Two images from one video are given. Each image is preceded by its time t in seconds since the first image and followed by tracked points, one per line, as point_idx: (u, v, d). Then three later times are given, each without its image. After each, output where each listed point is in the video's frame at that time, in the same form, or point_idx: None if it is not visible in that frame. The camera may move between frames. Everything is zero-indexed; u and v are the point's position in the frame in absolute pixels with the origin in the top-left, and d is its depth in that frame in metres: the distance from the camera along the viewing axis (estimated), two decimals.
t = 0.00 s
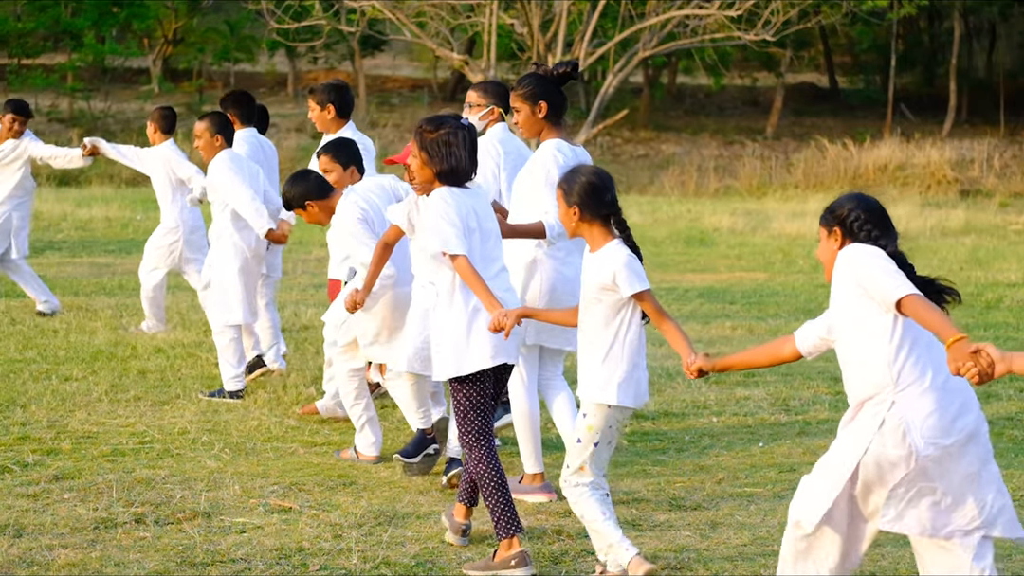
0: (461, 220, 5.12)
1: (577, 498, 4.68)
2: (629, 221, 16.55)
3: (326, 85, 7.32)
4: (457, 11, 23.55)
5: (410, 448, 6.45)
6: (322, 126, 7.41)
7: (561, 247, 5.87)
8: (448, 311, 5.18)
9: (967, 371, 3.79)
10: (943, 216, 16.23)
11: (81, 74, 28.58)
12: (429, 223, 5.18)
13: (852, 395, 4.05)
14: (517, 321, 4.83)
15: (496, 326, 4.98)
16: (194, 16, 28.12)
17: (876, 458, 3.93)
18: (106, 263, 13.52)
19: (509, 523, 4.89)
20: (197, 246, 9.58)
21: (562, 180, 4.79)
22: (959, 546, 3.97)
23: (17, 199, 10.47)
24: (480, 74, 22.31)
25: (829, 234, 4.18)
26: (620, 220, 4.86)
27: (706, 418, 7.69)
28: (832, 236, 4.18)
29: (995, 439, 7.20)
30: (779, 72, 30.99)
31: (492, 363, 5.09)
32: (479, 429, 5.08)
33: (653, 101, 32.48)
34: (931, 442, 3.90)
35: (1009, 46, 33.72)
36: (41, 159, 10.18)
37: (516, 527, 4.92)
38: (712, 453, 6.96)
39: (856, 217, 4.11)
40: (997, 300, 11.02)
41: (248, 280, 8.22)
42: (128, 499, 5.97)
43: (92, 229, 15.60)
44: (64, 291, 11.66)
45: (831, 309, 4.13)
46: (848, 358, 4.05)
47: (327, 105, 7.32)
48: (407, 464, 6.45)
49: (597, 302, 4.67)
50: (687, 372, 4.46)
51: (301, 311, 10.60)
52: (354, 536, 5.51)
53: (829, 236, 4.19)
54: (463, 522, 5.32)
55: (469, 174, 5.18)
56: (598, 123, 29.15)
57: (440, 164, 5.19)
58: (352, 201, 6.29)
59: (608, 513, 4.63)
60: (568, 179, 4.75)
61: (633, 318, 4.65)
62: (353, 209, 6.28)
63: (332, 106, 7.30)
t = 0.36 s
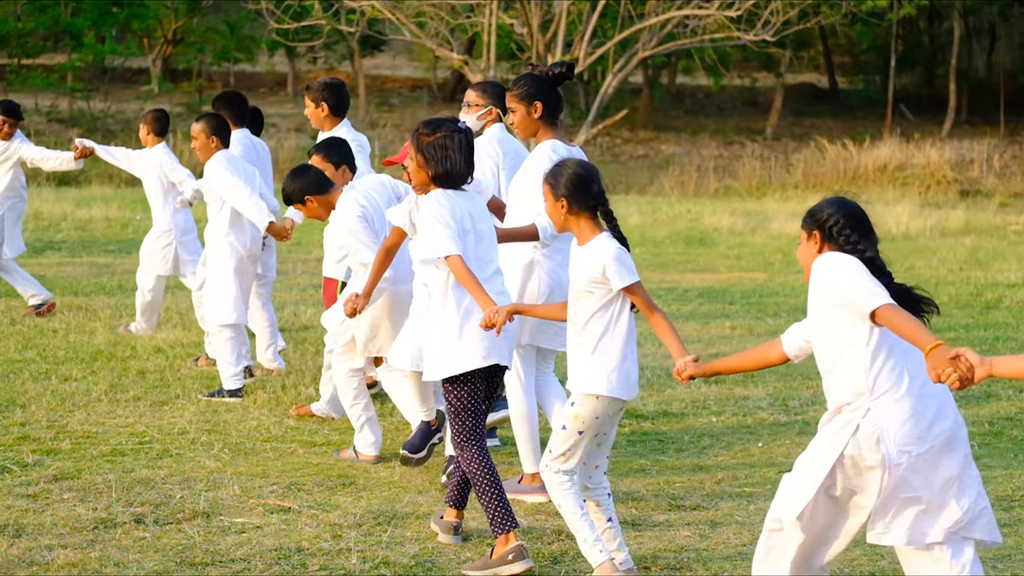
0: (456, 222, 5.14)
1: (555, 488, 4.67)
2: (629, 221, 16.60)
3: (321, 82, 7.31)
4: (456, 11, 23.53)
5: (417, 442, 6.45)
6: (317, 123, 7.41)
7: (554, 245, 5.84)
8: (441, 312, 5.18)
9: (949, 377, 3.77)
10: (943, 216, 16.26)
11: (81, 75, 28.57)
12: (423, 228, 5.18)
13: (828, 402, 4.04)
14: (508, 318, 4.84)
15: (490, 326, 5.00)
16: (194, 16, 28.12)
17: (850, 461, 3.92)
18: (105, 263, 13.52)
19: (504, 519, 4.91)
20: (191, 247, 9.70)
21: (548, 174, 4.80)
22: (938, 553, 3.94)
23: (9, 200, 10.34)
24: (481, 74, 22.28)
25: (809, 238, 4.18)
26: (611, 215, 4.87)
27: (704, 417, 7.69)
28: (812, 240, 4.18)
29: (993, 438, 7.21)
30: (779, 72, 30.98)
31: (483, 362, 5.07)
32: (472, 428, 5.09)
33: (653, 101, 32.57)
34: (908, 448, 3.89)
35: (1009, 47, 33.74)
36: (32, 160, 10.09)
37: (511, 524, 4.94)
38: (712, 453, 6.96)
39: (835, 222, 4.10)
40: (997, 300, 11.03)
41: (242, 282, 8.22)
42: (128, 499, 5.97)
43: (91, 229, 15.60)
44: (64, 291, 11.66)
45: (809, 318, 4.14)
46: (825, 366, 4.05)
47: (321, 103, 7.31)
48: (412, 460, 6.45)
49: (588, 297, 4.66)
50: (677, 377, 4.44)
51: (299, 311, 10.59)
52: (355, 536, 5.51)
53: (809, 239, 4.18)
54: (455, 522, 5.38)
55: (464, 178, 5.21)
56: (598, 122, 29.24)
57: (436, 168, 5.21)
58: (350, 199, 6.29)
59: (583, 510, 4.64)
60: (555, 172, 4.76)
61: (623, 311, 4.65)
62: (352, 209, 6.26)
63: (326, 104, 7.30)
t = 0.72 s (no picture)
0: (441, 223, 5.18)
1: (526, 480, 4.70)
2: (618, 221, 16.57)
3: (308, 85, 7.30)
4: (445, 11, 23.49)
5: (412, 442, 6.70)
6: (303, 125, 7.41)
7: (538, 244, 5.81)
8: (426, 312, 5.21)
9: (920, 374, 3.78)
10: (932, 216, 16.26)
11: (70, 74, 28.50)
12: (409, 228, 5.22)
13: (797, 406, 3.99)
14: (490, 313, 4.84)
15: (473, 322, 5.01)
16: (183, 16, 28.07)
17: (811, 462, 3.89)
18: (94, 263, 13.48)
19: (486, 511, 4.94)
20: (174, 249, 9.75)
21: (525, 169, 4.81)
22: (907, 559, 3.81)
23: None
24: (470, 74, 22.25)
25: (777, 238, 4.10)
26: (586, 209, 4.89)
27: (693, 417, 7.68)
28: (779, 240, 4.11)
29: (981, 438, 7.21)
30: (768, 72, 30.96)
31: (461, 365, 5.11)
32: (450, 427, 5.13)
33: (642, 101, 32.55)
34: (868, 451, 3.82)
35: (997, 48, 33.74)
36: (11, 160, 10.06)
37: (492, 515, 4.96)
38: (701, 453, 6.95)
39: (803, 224, 4.03)
40: (985, 300, 11.02)
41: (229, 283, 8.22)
42: (116, 499, 5.95)
43: (79, 229, 15.56)
44: (52, 290, 11.62)
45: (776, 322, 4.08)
46: (791, 369, 4.00)
47: (307, 104, 7.31)
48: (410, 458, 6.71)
49: (566, 292, 4.67)
50: (654, 380, 4.41)
51: (287, 311, 10.57)
52: (343, 536, 5.49)
53: (777, 239, 4.11)
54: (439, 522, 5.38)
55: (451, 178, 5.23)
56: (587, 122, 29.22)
57: (422, 170, 5.24)
58: (337, 196, 6.27)
59: (548, 509, 4.67)
60: (531, 167, 4.77)
61: (601, 305, 4.68)
62: (339, 207, 6.25)
63: (311, 106, 7.30)
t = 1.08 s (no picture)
0: (423, 222, 5.18)
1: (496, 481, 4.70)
2: (603, 221, 16.55)
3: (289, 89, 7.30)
4: (430, 11, 23.47)
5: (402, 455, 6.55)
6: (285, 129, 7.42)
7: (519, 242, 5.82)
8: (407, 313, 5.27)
9: (892, 362, 3.83)
10: (916, 216, 16.26)
11: (55, 74, 28.47)
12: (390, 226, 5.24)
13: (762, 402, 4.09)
14: (467, 308, 4.84)
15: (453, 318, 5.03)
16: (168, 15, 28.04)
17: (775, 458, 3.99)
18: (78, 262, 13.44)
19: (454, 499, 5.05)
20: (152, 251, 9.73)
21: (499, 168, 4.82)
22: (867, 554, 3.92)
23: None
24: (455, 74, 22.23)
25: (738, 234, 4.18)
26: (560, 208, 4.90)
27: (678, 416, 7.68)
28: (742, 237, 4.18)
29: (964, 437, 7.21)
30: (754, 72, 30.98)
31: (432, 367, 5.20)
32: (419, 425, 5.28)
33: (628, 101, 32.55)
34: (831, 444, 3.94)
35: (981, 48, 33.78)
36: None
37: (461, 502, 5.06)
38: (686, 452, 6.96)
39: (765, 222, 4.11)
40: (970, 300, 11.02)
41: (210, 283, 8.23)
42: (100, 499, 5.94)
43: (64, 229, 15.52)
44: (36, 290, 11.59)
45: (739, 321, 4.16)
46: (756, 366, 4.09)
47: (288, 110, 7.31)
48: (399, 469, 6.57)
49: (539, 293, 4.70)
50: (626, 381, 4.45)
51: (272, 311, 10.54)
52: (327, 536, 5.48)
53: (739, 236, 4.18)
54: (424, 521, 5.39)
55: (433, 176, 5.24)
56: (573, 122, 29.20)
57: (405, 169, 5.25)
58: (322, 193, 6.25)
59: (507, 512, 4.67)
60: (504, 166, 4.77)
61: (574, 304, 4.70)
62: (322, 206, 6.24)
63: (293, 111, 7.30)
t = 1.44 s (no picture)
0: (403, 219, 5.24)
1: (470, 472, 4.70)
2: (588, 220, 16.53)
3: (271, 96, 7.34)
4: (415, 10, 23.43)
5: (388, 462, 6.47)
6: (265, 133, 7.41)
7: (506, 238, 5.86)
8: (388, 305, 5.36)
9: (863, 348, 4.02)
10: (900, 216, 16.26)
11: (39, 72, 28.41)
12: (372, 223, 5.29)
13: (731, 394, 4.09)
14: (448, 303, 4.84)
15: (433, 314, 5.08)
16: (152, 14, 27.97)
17: (748, 449, 3.99)
18: (62, 262, 13.40)
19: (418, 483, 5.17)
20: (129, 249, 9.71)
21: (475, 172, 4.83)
22: (832, 543, 3.92)
23: None
24: (439, 73, 22.21)
25: (703, 230, 4.18)
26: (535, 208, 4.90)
27: (663, 415, 7.68)
28: (706, 233, 4.17)
29: (948, 437, 7.22)
30: (738, 72, 30.97)
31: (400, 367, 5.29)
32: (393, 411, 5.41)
33: (612, 100, 32.54)
34: (801, 433, 3.94)
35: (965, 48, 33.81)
36: None
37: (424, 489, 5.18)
38: (671, 451, 6.95)
39: (729, 217, 4.11)
40: (954, 299, 11.03)
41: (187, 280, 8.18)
42: (83, 499, 5.93)
43: (47, 229, 15.48)
44: (19, 290, 11.56)
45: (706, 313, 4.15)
46: (727, 360, 4.09)
47: (269, 116, 7.33)
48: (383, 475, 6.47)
49: (514, 296, 4.71)
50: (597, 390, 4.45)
51: (255, 311, 10.52)
52: (311, 536, 5.48)
53: (704, 232, 4.17)
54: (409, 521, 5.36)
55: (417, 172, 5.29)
56: (557, 121, 29.18)
57: (388, 164, 5.30)
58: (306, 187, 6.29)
59: (478, 515, 4.69)
60: (476, 168, 4.77)
61: (550, 308, 4.71)
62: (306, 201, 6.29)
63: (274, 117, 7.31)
